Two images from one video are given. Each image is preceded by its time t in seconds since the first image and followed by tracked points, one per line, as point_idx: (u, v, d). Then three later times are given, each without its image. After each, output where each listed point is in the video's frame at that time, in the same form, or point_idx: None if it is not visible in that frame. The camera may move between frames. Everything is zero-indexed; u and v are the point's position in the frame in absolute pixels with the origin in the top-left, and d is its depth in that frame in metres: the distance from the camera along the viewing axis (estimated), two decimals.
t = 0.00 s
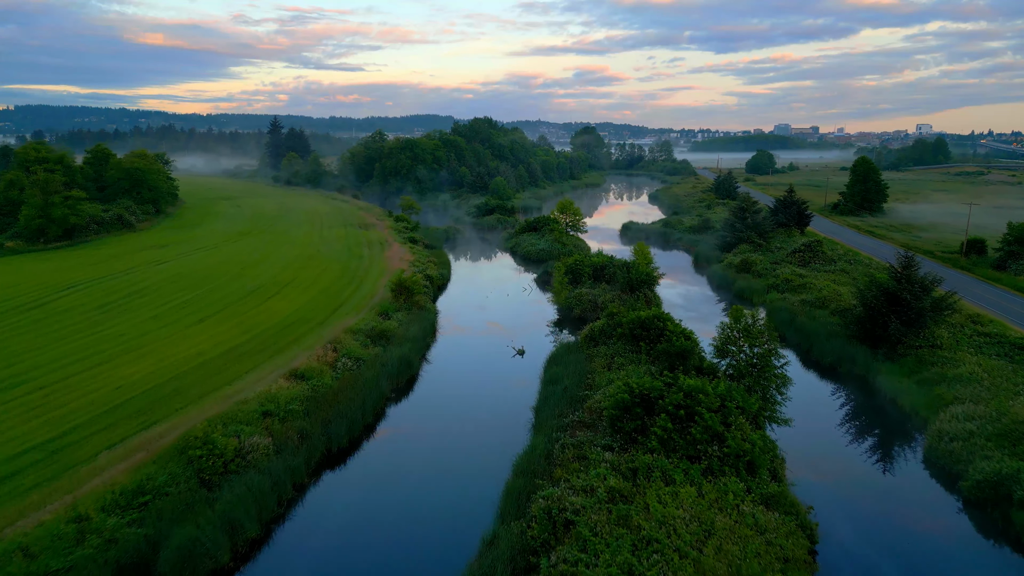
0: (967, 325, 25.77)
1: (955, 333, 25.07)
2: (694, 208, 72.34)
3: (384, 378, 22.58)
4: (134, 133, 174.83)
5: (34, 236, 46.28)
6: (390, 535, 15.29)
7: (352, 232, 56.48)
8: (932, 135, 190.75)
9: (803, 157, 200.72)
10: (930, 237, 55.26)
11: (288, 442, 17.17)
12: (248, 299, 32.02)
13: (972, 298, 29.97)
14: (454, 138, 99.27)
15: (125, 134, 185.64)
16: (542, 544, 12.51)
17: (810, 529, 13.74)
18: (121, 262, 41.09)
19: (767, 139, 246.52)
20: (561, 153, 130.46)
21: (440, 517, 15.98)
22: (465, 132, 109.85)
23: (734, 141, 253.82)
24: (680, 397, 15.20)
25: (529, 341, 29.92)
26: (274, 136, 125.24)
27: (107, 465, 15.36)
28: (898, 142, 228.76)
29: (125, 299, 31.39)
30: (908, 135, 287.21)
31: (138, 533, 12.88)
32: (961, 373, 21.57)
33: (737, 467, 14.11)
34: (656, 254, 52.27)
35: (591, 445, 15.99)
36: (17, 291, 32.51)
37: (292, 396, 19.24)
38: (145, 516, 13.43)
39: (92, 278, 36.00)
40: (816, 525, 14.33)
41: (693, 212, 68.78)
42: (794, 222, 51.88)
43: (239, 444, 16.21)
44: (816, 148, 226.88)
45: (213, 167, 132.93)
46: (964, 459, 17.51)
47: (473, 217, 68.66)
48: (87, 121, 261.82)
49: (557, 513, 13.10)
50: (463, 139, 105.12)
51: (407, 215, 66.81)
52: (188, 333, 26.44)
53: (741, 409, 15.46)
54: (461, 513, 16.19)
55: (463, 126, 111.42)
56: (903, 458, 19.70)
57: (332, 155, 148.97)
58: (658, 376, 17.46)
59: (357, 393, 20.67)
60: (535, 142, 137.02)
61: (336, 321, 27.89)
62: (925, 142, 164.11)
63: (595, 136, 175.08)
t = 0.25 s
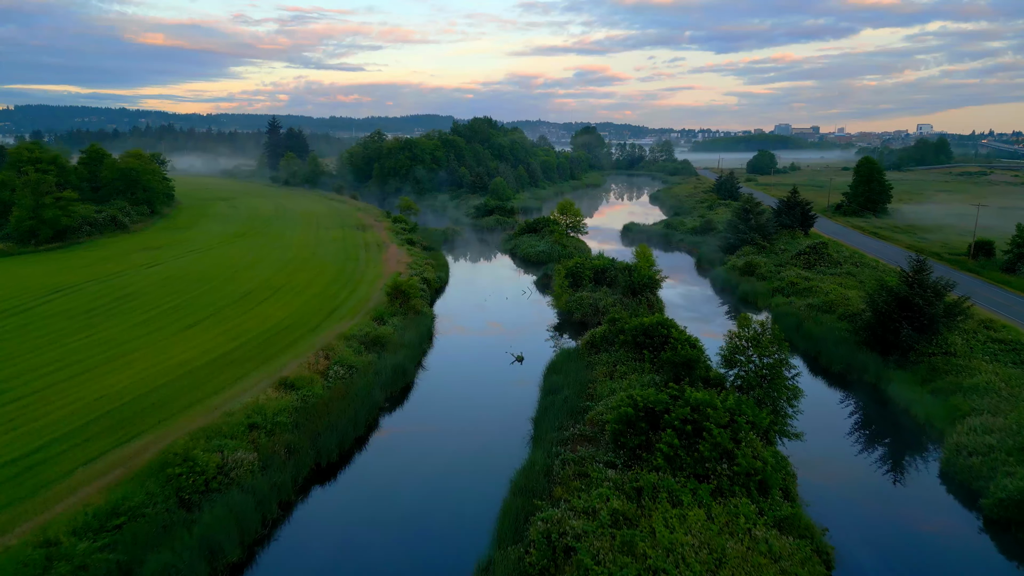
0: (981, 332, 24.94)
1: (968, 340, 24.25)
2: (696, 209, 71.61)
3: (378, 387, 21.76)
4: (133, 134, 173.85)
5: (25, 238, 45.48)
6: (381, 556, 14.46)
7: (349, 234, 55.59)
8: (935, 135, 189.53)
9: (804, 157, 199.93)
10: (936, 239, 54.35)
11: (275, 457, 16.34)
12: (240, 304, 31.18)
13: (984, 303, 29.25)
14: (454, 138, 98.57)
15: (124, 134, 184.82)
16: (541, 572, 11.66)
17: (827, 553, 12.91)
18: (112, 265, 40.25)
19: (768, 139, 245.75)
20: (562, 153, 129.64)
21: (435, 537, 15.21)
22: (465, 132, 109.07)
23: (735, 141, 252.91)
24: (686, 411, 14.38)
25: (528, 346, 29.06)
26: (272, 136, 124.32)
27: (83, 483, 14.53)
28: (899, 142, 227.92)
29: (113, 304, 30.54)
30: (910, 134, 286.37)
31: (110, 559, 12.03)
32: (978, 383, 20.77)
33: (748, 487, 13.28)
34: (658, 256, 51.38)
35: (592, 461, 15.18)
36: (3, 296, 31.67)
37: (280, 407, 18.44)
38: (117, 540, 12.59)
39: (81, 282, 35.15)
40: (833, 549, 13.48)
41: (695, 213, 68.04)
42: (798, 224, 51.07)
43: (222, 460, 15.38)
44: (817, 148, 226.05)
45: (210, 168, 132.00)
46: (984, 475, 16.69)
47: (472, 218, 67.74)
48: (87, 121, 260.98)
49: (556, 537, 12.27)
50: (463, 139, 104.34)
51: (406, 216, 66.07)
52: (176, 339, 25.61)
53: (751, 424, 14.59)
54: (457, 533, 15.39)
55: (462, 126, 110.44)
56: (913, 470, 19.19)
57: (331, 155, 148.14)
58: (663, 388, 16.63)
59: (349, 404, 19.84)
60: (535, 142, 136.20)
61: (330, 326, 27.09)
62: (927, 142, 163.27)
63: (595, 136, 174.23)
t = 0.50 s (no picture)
0: (995, 339, 24.11)
1: (982, 347, 23.43)
2: (697, 210, 70.88)
3: (371, 396, 20.94)
4: (132, 134, 172.76)
5: (15, 240, 44.63)
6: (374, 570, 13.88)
7: (346, 235, 54.77)
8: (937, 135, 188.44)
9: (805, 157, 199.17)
10: (942, 240, 53.57)
11: (260, 474, 15.51)
12: (231, 308, 30.34)
13: (995, 307, 28.55)
14: (454, 138, 97.85)
15: (122, 133, 183.70)
16: None
17: None
18: (102, 267, 39.36)
19: (769, 139, 245.03)
20: (561, 152, 128.72)
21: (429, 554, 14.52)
22: (464, 132, 108.24)
23: (735, 141, 252.02)
24: (694, 428, 13.55)
25: (528, 350, 28.34)
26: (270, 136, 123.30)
27: (55, 503, 13.72)
28: (900, 142, 227.16)
29: (101, 308, 29.67)
30: (910, 134, 285.77)
31: None
32: (995, 394, 19.94)
33: (760, 511, 12.43)
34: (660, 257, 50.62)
35: (594, 479, 14.38)
36: None
37: (267, 420, 17.63)
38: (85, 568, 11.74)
39: (71, 284, 34.31)
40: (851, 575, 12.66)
41: (697, 214, 67.27)
42: (802, 225, 50.30)
43: (203, 478, 14.58)
44: (817, 148, 225.39)
45: (207, 168, 130.90)
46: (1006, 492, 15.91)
47: (471, 219, 66.92)
48: (86, 120, 259.98)
49: (555, 565, 11.47)
50: (462, 139, 103.51)
51: (404, 217, 65.35)
52: (164, 346, 24.78)
53: (763, 441, 13.74)
54: (453, 545, 14.86)
55: (461, 126, 109.54)
56: (923, 482, 18.68)
57: (329, 155, 147.12)
58: (668, 401, 15.78)
59: (340, 415, 19.04)
60: (535, 142, 135.29)
61: (322, 332, 26.28)
62: (928, 142, 162.52)
63: (595, 136, 173.29)
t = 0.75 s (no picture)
0: (1009, 345, 23.36)
1: (995, 353, 22.71)
2: (699, 211, 70.22)
3: (365, 405, 20.24)
4: (131, 134, 172.13)
5: (7, 241, 43.95)
6: None
7: (343, 237, 54.08)
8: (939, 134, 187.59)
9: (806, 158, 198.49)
10: (947, 241, 52.96)
11: (246, 488, 14.84)
12: (224, 311, 29.64)
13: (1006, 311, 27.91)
14: (453, 138, 97.22)
15: (120, 133, 182.96)
16: None
17: None
18: (95, 268, 38.68)
19: (769, 139, 244.43)
20: (561, 153, 128.03)
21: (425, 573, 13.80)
22: (464, 132, 107.58)
23: (735, 142, 251.29)
24: (701, 443, 12.88)
25: (527, 353, 27.83)
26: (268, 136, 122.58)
27: (30, 521, 13.05)
28: (901, 142, 226.51)
29: (91, 311, 28.99)
30: (911, 134, 285.18)
31: None
32: (1010, 403, 19.21)
33: (771, 532, 11.72)
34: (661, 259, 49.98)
35: (596, 496, 13.74)
36: None
37: (256, 431, 16.97)
38: None
39: (61, 287, 33.61)
40: None
41: (698, 214, 66.62)
42: (806, 226, 49.71)
43: (185, 494, 13.89)
44: (818, 148, 224.73)
45: (206, 168, 130.11)
46: None
47: (470, 220, 66.27)
48: (86, 120, 259.28)
49: None
50: (461, 139, 102.85)
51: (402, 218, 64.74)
52: (153, 351, 24.10)
53: (773, 457, 13.05)
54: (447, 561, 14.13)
55: (461, 126, 108.88)
56: (933, 492, 18.20)
57: (329, 155, 146.41)
58: (674, 414, 15.09)
59: (332, 425, 18.36)
60: (535, 142, 134.60)
61: (316, 337, 25.60)
62: (930, 142, 161.86)
63: (595, 136, 172.61)
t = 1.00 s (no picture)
0: None
1: (1012, 360, 21.85)
2: (700, 212, 69.46)
3: (356, 416, 19.41)
4: (129, 134, 171.17)
5: None
6: None
7: (340, 238, 53.28)
8: (942, 134, 186.54)
9: (806, 157, 197.80)
10: (954, 243, 52.09)
11: (228, 509, 14.02)
12: (214, 315, 28.83)
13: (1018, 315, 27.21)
14: (452, 138, 96.53)
15: (119, 133, 182.17)
16: None
17: None
18: (85, 270, 37.89)
19: (770, 139, 243.95)
20: (561, 153, 127.31)
21: None
22: (463, 131, 106.88)
23: (736, 142, 250.28)
24: (711, 463, 12.07)
25: (527, 358, 27.06)
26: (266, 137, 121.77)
27: None
28: (902, 142, 225.86)
29: (78, 315, 28.24)
30: (912, 134, 284.63)
31: None
32: None
33: (789, 561, 10.87)
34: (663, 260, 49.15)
35: (599, 518, 12.97)
36: None
37: (242, 445, 16.18)
38: None
39: (49, 290, 32.81)
40: None
41: (700, 215, 65.85)
42: (810, 228, 48.89)
43: (161, 517, 13.06)
44: (818, 148, 224.06)
45: (203, 168, 129.20)
46: None
47: (469, 221, 65.42)
48: (85, 120, 258.67)
49: None
50: (460, 139, 102.13)
51: (400, 219, 63.95)
52: (139, 357, 23.27)
53: (787, 478, 12.22)
54: (454, 544, 14.51)
55: (460, 126, 108.15)
56: (946, 506, 17.52)
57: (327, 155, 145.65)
58: (682, 430, 14.24)
59: (320, 439, 17.51)
60: (535, 142, 133.81)
61: (308, 342, 24.79)
62: (931, 142, 161.13)
63: (595, 136, 171.87)
